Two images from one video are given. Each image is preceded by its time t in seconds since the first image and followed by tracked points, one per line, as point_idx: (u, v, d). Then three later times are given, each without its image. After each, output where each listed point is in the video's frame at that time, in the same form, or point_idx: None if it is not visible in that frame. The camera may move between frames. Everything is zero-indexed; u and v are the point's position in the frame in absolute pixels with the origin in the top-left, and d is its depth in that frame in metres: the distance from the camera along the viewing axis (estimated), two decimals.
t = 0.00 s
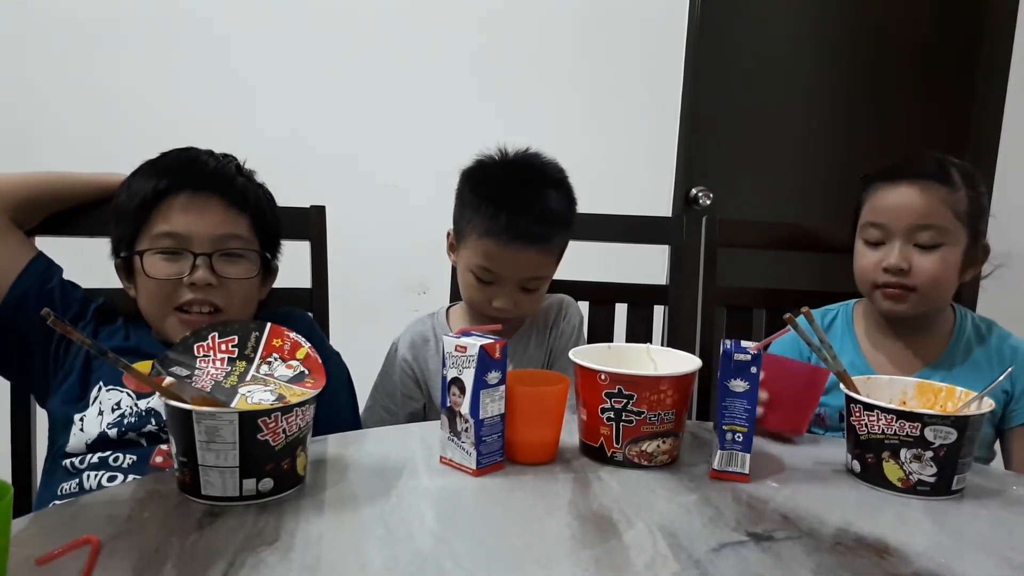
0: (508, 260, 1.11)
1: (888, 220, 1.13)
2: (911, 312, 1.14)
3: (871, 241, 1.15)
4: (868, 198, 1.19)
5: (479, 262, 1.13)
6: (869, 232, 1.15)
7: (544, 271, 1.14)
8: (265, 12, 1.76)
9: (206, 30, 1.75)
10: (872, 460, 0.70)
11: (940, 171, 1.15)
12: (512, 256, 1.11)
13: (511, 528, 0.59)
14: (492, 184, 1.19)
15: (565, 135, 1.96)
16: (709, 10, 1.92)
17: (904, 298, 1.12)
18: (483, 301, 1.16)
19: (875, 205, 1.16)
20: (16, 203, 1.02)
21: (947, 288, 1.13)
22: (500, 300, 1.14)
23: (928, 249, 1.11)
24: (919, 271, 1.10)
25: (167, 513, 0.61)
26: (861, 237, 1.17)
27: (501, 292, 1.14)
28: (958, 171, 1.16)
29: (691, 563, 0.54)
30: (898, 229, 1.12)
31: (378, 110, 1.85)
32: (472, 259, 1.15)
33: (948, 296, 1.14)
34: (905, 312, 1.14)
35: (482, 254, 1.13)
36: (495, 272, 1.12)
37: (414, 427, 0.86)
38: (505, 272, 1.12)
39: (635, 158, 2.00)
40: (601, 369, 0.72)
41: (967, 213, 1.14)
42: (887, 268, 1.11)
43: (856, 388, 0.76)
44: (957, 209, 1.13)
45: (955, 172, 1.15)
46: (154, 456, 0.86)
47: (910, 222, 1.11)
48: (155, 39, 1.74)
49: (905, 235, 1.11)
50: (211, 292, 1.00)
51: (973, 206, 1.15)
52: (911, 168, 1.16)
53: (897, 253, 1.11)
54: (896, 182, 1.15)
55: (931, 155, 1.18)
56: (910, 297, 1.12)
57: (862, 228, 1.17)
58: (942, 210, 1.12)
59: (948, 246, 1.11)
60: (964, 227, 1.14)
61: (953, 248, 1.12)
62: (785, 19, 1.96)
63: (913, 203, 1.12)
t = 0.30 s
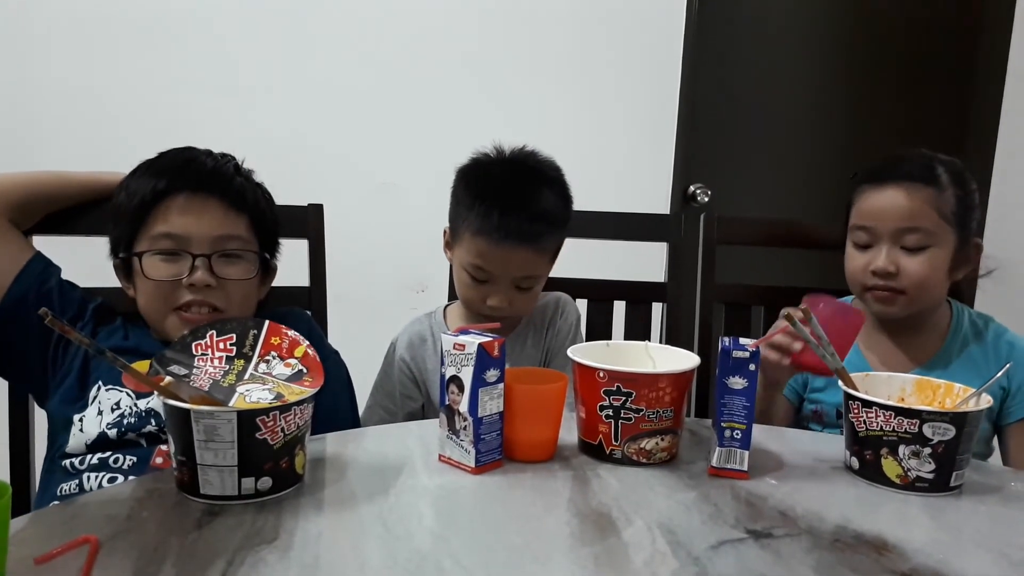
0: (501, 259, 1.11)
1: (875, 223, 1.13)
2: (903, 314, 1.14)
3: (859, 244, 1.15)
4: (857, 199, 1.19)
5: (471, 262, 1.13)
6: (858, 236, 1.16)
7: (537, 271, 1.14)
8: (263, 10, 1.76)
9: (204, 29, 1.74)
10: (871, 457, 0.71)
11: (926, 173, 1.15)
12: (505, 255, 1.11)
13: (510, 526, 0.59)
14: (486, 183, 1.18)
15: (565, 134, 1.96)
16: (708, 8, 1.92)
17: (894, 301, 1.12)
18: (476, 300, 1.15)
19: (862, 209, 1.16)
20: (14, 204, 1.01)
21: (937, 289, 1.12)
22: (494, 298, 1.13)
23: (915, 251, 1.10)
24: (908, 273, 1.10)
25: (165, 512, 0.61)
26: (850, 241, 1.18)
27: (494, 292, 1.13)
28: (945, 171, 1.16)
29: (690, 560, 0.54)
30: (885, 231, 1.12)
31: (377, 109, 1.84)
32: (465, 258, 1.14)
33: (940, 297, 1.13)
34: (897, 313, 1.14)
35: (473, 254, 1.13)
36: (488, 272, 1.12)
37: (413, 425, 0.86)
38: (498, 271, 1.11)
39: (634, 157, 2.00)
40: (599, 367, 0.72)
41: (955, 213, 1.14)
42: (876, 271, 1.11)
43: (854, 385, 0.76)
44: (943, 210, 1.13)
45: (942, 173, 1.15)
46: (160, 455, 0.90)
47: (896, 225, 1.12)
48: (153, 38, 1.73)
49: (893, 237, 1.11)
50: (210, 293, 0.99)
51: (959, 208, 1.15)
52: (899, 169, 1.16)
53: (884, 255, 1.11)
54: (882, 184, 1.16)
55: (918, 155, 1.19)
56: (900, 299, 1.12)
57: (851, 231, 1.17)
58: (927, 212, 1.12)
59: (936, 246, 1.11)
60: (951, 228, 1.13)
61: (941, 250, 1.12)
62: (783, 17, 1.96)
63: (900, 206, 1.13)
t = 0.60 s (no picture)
0: (497, 259, 1.11)
1: (864, 227, 1.12)
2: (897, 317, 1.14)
3: (850, 246, 1.15)
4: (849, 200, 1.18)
5: (467, 262, 1.13)
6: (849, 239, 1.15)
7: (534, 271, 1.14)
8: (263, 10, 1.75)
9: (203, 29, 1.74)
10: (870, 457, 0.71)
11: (916, 175, 1.14)
12: (502, 255, 1.11)
13: (510, 526, 0.59)
14: (483, 183, 1.18)
15: (564, 135, 1.96)
16: (707, 9, 1.92)
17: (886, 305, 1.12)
18: (472, 299, 1.15)
19: (852, 211, 1.15)
20: (16, 203, 1.01)
21: (930, 291, 1.12)
22: (490, 298, 1.13)
23: (904, 255, 1.10)
24: (898, 278, 1.10)
25: (165, 512, 0.61)
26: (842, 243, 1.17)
27: (490, 292, 1.13)
28: (936, 172, 1.16)
29: (690, 560, 0.54)
30: (874, 236, 1.11)
31: (377, 109, 1.84)
32: (462, 258, 1.14)
33: (933, 298, 1.13)
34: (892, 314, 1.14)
35: (469, 254, 1.13)
36: (485, 272, 1.12)
37: (412, 425, 0.86)
38: (494, 272, 1.11)
39: (634, 157, 2.00)
40: (599, 367, 0.72)
41: (946, 214, 1.13)
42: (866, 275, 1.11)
43: (853, 385, 0.76)
44: (934, 213, 1.12)
45: (933, 175, 1.15)
46: (159, 454, 0.90)
47: (884, 230, 1.10)
48: (153, 38, 1.73)
49: (881, 242, 1.10)
50: (209, 294, 0.99)
51: (951, 208, 1.14)
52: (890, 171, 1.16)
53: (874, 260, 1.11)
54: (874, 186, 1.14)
55: (909, 156, 1.19)
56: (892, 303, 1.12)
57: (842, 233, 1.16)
58: (916, 215, 1.10)
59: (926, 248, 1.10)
60: (941, 229, 1.12)
61: (932, 253, 1.11)
62: (783, 17, 1.96)
63: (887, 211, 1.11)
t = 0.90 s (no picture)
0: (497, 260, 1.11)
1: (867, 227, 1.12)
2: (900, 318, 1.14)
3: (853, 246, 1.15)
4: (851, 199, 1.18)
5: (468, 263, 1.13)
6: (852, 239, 1.15)
7: (534, 271, 1.14)
8: (263, 10, 1.75)
9: (203, 29, 1.74)
10: (870, 457, 0.71)
11: (917, 174, 1.14)
12: (501, 256, 1.11)
13: (510, 526, 0.59)
14: (483, 184, 1.18)
15: (564, 134, 1.96)
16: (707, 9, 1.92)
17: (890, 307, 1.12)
18: (474, 301, 1.15)
19: (854, 211, 1.15)
20: (15, 205, 1.01)
21: (931, 291, 1.12)
22: (492, 299, 1.13)
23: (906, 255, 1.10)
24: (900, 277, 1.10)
25: (165, 512, 0.61)
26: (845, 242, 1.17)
27: (492, 293, 1.13)
28: (937, 171, 1.16)
29: (690, 560, 0.54)
30: (876, 236, 1.11)
31: (377, 108, 1.84)
32: (463, 260, 1.14)
33: (936, 298, 1.13)
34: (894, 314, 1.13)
35: (469, 256, 1.13)
36: (486, 273, 1.12)
37: (412, 425, 0.86)
38: (495, 273, 1.11)
39: (633, 157, 2.00)
40: (599, 367, 0.72)
41: (947, 214, 1.13)
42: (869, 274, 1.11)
43: (853, 385, 0.76)
44: (936, 212, 1.12)
45: (934, 174, 1.15)
46: (160, 455, 0.90)
47: (887, 230, 1.10)
48: (152, 38, 1.73)
49: (884, 242, 1.10)
50: (209, 294, 0.99)
51: (952, 207, 1.14)
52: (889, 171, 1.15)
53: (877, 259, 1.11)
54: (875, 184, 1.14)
55: (910, 156, 1.18)
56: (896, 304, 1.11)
57: (844, 232, 1.16)
58: (919, 215, 1.10)
59: (928, 249, 1.10)
60: (944, 229, 1.12)
61: (934, 254, 1.11)
62: (783, 17, 1.96)
63: (889, 210, 1.11)
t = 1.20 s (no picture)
0: (496, 271, 1.11)
1: (869, 227, 1.12)
2: (904, 318, 1.14)
3: (856, 246, 1.15)
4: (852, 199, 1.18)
5: (467, 274, 1.13)
6: (854, 239, 1.15)
7: (534, 278, 1.14)
8: (264, 10, 1.75)
9: (203, 28, 1.74)
10: (870, 457, 0.71)
11: (918, 173, 1.14)
12: (499, 267, 1.11)
13: (510, 526, 0.59)
14: (480, 192, 1.18)
15: (564, 134, 1.96)
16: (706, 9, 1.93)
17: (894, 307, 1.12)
18: (475, 309, 1.15)
19: (856, 211, 1.15)
20: (14, 206, 1.01)
21: (935, 291, 1.12)
22: (494, 308, 1.13)
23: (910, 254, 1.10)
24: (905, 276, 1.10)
25: (165, 512, 0.61)
26: (847, 243, 1.17)
27: (493, 302, 1.13)
28: (938, 171, 1.16)
29: (689, 560, 0.54)
30: (879, 235, 1.11)
31: (377, 108, 1.84)
32: (462, 270, 1.14)
33: (939, 298, 1.13)
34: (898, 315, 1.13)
35: (468, 267, 1.13)
36: (486, 283, 1.12)
37: (412, 425, 0.86)
38: (495, 282, 1.12)
39: (633, 157, 1.99)
40: (599, 367, 0.72)
41: (950, 212, 1.13)
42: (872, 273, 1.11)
43: (853, 385, 0.76)
44: (938, 211, 1.12)
45: (935, 174, 1.15)
46: (160, 455, 0.90)
47: (889, 229, 1.11)
48: (152, 38, 1.73)
49: (887, 241, 1.11)
50: (208, 297, 0.99)
51: (954, 206, 1.14)
52: (890, 170, 1.15)
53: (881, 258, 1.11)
54: (878, 185, 1.14)
55: (911, 155, 1.18)
56: (899, 305, 1.12)
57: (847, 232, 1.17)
58: (921, 215, 1.10)
59: (933, 247, 1.10)
60: (947, 228, 1.12)
61: (937, 254, 1.11)
62: (782, 18, 1.96)
63: (892, 210, 1.11)
